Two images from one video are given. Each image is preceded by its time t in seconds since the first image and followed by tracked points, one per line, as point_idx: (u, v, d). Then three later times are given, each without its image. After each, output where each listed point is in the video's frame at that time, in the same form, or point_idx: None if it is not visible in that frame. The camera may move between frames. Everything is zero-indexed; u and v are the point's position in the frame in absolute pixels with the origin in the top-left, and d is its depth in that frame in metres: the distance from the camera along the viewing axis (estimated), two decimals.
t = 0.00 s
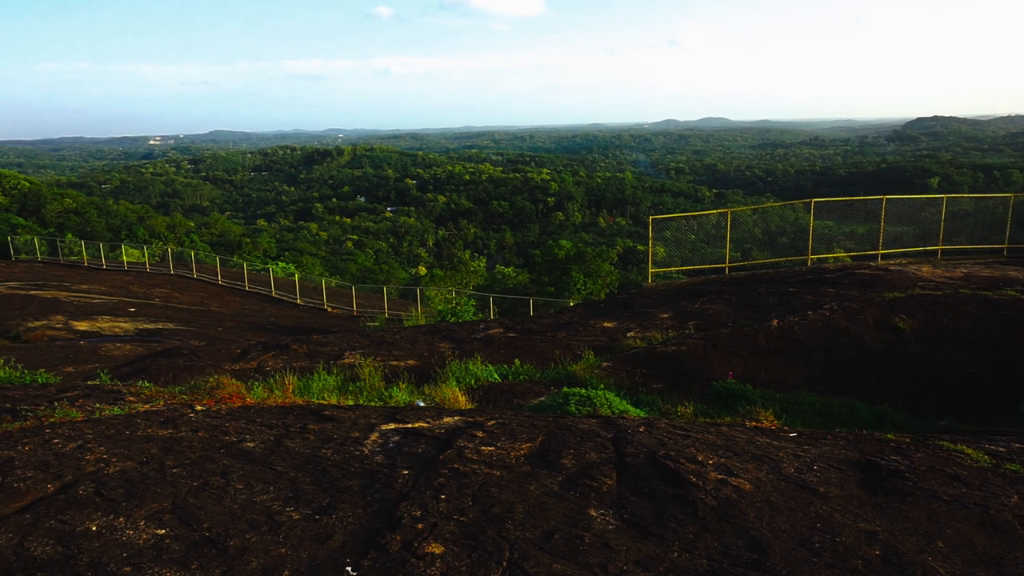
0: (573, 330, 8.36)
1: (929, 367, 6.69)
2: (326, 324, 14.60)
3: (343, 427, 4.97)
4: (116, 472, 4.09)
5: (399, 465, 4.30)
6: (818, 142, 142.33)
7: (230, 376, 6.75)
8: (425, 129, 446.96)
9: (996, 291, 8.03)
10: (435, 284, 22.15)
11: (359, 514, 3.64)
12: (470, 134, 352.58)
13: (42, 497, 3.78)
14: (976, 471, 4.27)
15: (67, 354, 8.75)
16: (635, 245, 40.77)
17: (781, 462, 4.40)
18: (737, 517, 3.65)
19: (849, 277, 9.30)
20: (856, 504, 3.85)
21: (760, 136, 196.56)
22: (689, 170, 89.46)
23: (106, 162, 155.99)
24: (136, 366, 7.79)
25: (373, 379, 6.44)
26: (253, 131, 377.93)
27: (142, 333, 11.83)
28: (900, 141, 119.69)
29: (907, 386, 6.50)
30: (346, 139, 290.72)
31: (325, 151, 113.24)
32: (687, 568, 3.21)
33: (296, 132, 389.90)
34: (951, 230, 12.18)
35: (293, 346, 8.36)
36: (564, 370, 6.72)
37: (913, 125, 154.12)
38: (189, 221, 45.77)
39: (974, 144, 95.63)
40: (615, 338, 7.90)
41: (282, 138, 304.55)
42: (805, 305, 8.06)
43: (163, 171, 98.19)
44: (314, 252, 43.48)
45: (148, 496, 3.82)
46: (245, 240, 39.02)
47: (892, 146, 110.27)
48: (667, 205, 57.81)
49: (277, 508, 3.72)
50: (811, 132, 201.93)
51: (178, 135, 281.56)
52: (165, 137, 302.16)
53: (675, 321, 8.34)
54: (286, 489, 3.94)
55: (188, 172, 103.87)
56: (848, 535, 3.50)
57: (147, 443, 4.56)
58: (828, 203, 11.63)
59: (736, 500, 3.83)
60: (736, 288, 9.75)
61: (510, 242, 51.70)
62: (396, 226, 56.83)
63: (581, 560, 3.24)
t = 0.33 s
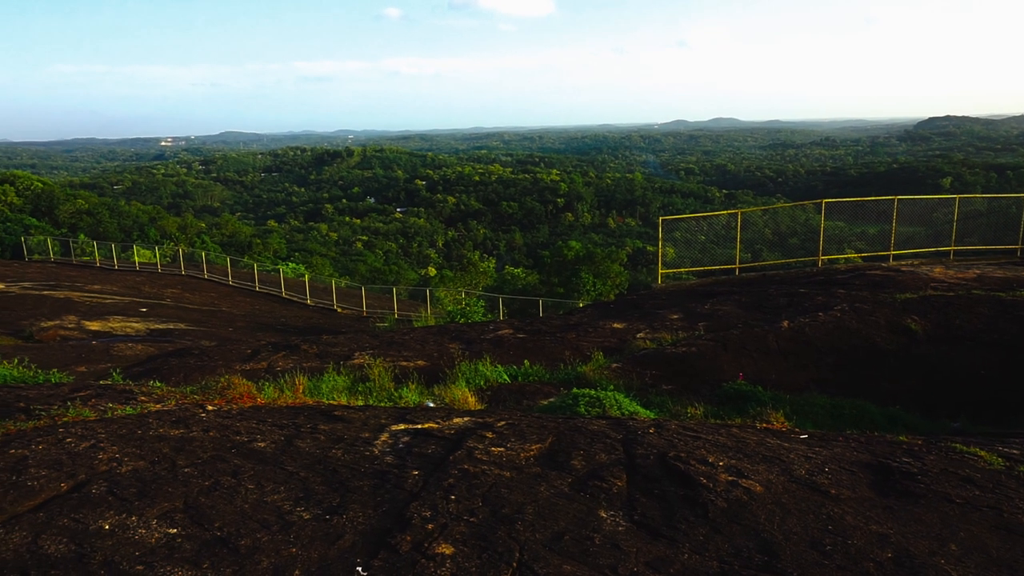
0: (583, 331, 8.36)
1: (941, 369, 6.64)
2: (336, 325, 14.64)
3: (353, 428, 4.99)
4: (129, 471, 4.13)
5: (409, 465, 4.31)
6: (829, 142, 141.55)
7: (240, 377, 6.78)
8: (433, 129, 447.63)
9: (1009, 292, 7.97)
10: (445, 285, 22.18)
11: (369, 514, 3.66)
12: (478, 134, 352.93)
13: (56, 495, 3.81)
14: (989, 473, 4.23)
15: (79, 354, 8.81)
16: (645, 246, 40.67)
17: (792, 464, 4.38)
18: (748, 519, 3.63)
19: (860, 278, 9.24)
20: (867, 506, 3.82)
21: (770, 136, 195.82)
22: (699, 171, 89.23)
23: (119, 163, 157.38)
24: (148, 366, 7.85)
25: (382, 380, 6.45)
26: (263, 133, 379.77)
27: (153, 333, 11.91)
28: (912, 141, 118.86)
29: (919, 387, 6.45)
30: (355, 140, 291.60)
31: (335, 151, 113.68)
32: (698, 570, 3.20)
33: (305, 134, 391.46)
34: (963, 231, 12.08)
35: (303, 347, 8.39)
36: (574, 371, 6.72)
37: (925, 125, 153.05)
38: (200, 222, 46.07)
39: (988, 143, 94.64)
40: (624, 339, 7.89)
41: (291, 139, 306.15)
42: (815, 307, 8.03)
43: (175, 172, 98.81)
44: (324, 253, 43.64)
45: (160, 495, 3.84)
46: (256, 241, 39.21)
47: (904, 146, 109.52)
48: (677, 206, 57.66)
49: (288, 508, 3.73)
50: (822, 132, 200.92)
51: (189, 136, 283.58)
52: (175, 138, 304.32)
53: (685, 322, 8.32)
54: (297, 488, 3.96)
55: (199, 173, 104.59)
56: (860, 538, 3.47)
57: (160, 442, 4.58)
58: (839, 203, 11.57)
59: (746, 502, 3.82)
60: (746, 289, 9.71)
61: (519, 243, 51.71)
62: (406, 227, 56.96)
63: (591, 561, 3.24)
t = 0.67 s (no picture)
0: (594, 333, 8.37)
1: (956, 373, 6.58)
2: (348, 326, 14.68)
3: (365, 429, 5.01)
4: (144, 471, 4.15)
5: (422, 466, 4.32)
6: (843, 142, 140.58)
7: (253, 378, 6.81)
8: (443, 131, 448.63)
9: None
10: (456, 287, 22.22)
11: (382, 515, 3.66)
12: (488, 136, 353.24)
13: (73, 494, 3.85)
14: (1007, 478, 4.19)
15: (95, 354, 8.89)
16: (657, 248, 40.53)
17: (805, 467, 4.36)
18: (761, 522, 3.62)
19: (874, 280, 9.19)
20: (882, 511, 3.80)
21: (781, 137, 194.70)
22: (711, 172, 88.98)
23: (132, 164, 158.70)
24: (162, 366, 7.91)
25: (394, 381, 6.47)
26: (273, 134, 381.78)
27: (167, 334, 12.00)
28: (926, 141, 117.74)
29: (934, 390, 6.39)
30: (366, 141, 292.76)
31: (346, 153, 114.12)
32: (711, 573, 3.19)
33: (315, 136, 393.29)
34: (979, 232, 11.97)
35: (316, 348, 8.42)
36: (585, 372, 6.72)
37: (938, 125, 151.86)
38: (213, 223, 46.39)
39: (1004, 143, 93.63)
40: (635, 341, 7.88)
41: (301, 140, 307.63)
42: (829, 309, 7.98)
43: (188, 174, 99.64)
44: (335, 254, 43.78)
45: (175, 494, 3.87)
46: (267, 242, 39.42)
47: (917, 147, 108.62)
48: (688, 207, 57.45)
49: (301, 508, 3.75)
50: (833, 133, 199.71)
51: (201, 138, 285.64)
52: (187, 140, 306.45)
53: (698, 324, 8.30)
54: (310, 489, 3.98)
55: (211, 175, 105.28)
56: (875, 542, 3.45)
57: (175, 442, 4.62)
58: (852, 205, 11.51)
59: (760, 505, 3.80)
60: (758, 291, 9.66)
61: (530, 245, 51.71)
62: (417, 228, 57.09)
63: (604, 564, 3.23)
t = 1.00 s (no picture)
0: (608, 334, 8.35)
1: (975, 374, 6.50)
2: (362, 327, 14.75)
3: (380, 429, 5.02)
4: (162, 470, 4.20)
5: (437, 467, 4.33)
6: (859, 142, 139.57)
7: (269, 379, 6.86)
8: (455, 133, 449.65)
9: None
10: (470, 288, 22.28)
11: (397, 516, 3.67)
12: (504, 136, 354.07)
13: (94, 493, 3.89)
14: None
15: (114, 355, 9.00)
16: (672, 249, 40.37)
17: (822, 469, 4.32)
18: (778, 525, 3.60)
19: (891, 282, 9.09)
20: (901, 514, 3.76)
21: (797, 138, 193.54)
22: (725, 172, 88.61)
23: (149, 168, 160.70)
24: (179, 367, 7.98)
25: (409, 382, 6.49)
26: (287, 137, 384.38)
27: (183, 335, 12.12)
28: (944, 141, 116.54)
29: (953, 392, 6.32)
30: (379, 143, 293.97)
31: (360, 155, 114.74)
32: None
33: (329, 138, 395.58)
34: (999, 233, 11.83)
35: (331, 349, 8.47)
36: (599, 373, 6.72)
37: (956, 124, 150.06)
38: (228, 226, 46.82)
39: None
40: (650, 342, 7.86)
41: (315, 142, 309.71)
42: (846, 311, 7.91)
43: (205, 177, 100.63)
44: (350, 256, 44.03)
45: (193, 494, 3.91)
46: (283, 244, 39.72)
47: (935, 147, 107.51)
48: (702, 208, 57.23)
49: (317, 508, 3.77)
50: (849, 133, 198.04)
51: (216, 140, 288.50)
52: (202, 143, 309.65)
53: (712, 325, 8.27)
54: (326, 489, 4.01)
55: (227, 177, 106.37)
56: (894, 546, 3.42)
57: (193, 442, 4.66)
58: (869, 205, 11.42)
59: (777, 508, 3.77)
60: (774, 292, 9.60)
61: (544, 246, 51.71)
62: (430, 229, 57.27)
63: (620, 566, 3.23)
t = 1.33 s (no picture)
0: (622, 334, 8.33)
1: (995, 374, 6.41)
2: (376, 327, 14.80)
3: (395, 429, 5.04)
4: (180, 470, 4.23)
5: (452, 467, 4.34)
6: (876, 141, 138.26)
7: (284, 379, 6.90)
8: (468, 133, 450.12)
9: None
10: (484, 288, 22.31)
11: (413, 516, 3.68)
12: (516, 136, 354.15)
13: (113, 492, 3.94)
14: None
15: (132, 355, 9.10)
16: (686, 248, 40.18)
17: (840, 471, 4.28)
18: (795, 526, 3.57)
19: (909, 281, 9.00)
20: (920, 516, 3.72)
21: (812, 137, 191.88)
22: (740, 171, 88.12)
23: (166, 169, 162.39)
24: (197, 367, 8.05)
25: (423, 382, 6.51)
26: (301, 139, 386.68)
27: (199, 335, 12.23)
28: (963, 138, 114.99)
29: (973, 393, 6.23)
30: (392, 144, 294.93)
31: (374, 156, 115.19)
32: None
33: (342, 139, 397.44)
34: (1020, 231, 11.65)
35: (345, 349, 8.51)
36: (614, 374, 6.70)
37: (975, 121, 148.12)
38: (244, 226, 47.26)
39: None
40: (664, 342, 7.83)
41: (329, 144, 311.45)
42: (863, 310, 7.83)
43: (221, 178, 101.59)
44: (364, 256, 44.24)
45: (210, 493, 3.94)
46: (297, 245, 39.98)
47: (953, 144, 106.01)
48: (716, 207, 56.94)
49: (333, 507, 3.79)
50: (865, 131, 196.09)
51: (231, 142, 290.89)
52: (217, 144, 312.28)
53: (727, 325, 8.22)
54: (342, 489, 4.02)
55: (243, 178, 107.33)
56: (913, 548, 3.38)
57: (209, 441, 4.70)
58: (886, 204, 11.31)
59: (794, 509, 3.74)
60: (789, 292, 9.53)
61: (558, 246, 51.68)
62: (444, 229, 57.41)
63: (636, 566, 3.21)
